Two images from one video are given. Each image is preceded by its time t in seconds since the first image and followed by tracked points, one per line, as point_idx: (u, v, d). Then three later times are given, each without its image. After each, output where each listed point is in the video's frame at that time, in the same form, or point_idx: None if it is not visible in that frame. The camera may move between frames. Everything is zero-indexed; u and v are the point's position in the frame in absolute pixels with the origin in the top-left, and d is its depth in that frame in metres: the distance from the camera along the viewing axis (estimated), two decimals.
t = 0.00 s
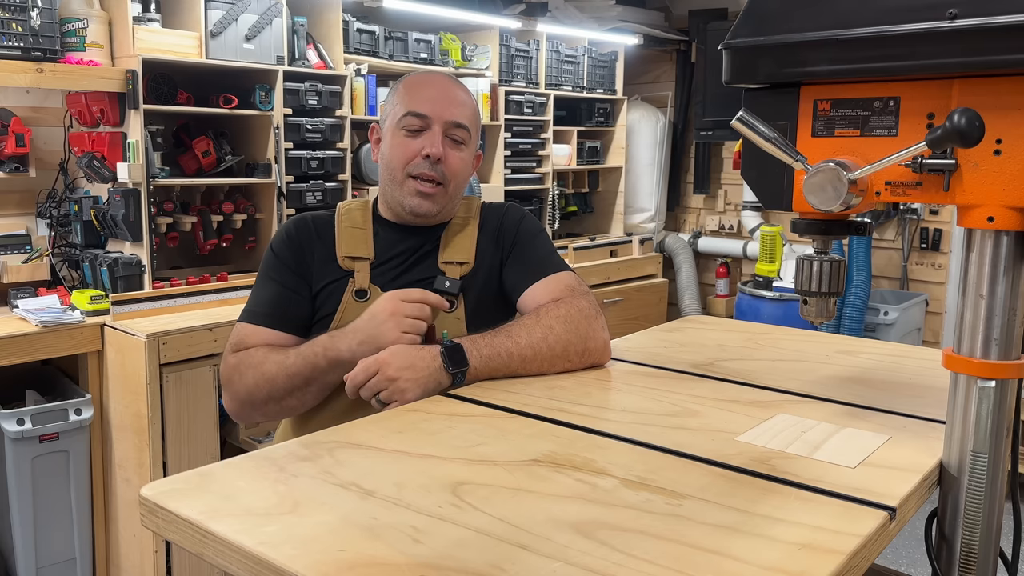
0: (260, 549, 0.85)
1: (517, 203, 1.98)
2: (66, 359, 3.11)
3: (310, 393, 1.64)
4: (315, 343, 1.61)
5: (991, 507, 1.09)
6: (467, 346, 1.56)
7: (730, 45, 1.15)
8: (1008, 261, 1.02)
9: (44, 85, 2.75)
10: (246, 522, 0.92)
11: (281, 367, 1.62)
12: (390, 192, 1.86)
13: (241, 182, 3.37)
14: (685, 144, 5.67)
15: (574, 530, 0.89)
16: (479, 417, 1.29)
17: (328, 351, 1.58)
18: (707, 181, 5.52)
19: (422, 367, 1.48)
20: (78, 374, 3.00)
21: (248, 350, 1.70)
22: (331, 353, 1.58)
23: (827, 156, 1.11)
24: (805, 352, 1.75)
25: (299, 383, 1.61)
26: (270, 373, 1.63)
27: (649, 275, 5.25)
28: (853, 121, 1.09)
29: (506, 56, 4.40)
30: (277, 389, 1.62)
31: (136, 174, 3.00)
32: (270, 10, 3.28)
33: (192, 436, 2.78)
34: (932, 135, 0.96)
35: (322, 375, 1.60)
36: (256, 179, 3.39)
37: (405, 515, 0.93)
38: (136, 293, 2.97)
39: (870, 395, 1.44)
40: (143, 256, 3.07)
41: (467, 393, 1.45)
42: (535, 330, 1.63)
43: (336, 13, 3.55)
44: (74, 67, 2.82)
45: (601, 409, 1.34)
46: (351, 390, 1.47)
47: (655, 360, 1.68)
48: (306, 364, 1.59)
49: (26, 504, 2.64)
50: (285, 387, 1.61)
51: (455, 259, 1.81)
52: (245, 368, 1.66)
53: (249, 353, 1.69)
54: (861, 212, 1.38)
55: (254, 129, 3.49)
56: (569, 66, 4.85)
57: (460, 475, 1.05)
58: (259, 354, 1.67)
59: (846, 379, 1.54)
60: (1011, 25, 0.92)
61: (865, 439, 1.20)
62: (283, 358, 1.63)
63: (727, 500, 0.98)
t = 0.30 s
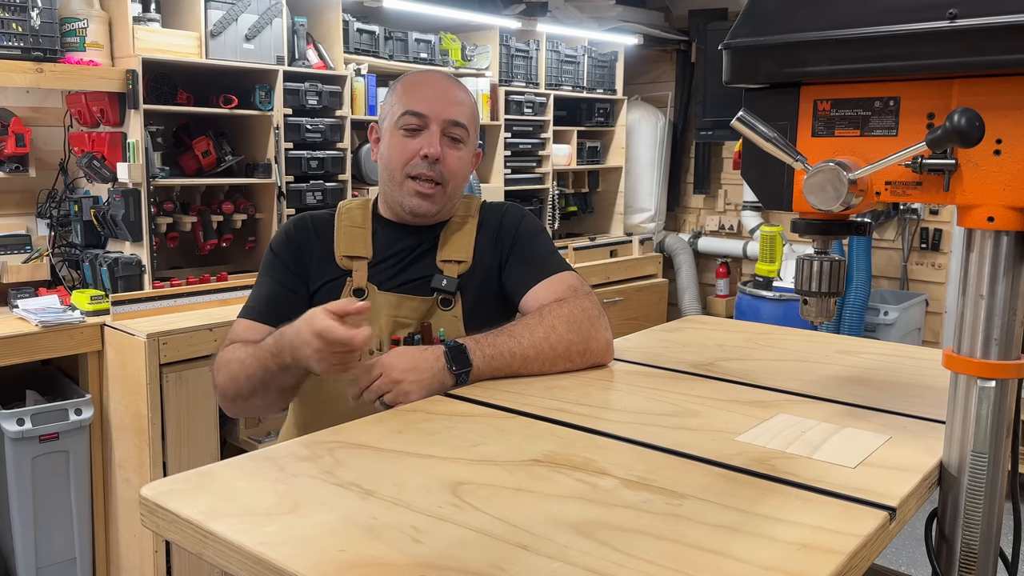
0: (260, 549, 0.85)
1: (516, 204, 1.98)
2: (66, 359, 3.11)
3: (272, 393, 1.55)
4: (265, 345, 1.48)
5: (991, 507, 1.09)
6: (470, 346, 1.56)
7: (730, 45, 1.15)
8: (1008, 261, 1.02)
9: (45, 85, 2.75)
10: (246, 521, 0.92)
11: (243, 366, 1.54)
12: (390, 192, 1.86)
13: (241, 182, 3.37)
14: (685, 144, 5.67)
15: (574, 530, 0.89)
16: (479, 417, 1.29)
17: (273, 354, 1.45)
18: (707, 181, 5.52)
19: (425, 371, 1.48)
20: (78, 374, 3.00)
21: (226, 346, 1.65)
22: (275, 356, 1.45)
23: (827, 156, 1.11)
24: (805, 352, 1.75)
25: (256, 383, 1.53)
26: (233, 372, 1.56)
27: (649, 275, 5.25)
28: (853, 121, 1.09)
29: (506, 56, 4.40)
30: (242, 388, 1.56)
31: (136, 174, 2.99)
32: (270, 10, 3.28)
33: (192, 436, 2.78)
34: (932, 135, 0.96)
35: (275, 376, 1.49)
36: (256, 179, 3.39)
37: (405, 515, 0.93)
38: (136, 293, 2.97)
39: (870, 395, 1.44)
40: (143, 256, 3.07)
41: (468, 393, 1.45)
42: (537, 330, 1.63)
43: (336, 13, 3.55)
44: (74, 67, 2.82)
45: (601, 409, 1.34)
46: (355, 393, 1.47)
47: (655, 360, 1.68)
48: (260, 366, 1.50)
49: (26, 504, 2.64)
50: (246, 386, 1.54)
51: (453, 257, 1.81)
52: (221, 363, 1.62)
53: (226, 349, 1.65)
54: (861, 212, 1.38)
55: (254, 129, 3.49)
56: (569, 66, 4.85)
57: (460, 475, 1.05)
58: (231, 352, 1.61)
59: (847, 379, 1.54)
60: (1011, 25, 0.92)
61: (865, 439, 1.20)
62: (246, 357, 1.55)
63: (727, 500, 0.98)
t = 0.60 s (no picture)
0: (260, 549, 0.85)
1: (519, 205, 1.98)
2: (66, 359, 3.11)
3: (280, 362, 1.58)
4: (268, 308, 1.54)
5: (991, 507, 1.09)
6: (473, 346, 1.56)
7: (730, 45, 1.15)
8: (1008, 261, 1.02)
9: (44, 85, 2.75)
10: (246, 521, 0.92)
11: (247, 342, 1.58)
12: (396, 202, 1.83)
13: (241, 182, 3.37)
14: (685, 144, 5.67)
15: (573, 530, 0.89)
16: (479, 417, 1.29)
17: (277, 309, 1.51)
18: (707, 181, 5.52)
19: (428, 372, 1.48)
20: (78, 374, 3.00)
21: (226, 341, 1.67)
22: (279, 311, 1.50)
23: (827, 156, 1.11)
24: (805, 352, 1.75)
25: (264, 352, 1.56)
26: (239, 351, 1.59)
27: (649, 275, 5.24)
28: (853, 121, 1.09)
29: (506, 56, 4.40)
30: (250, 366, 1.58)
31: (136, 174, 2.99)
32: (270, 10, 3.28)
33: (192, 436, 2.78)
34: (932, 135, 0.96)
35: (281, 337, 1.53)
36: (256, 179, 3.38)
37: (405, 516, 0.93)
38: (136, 293, 2.97)
39: (870, 395, 1.44)
40: (143, 256, 3.07)
41: (468, 393, 1.45)
42: (538, 330, 1.63)
43: (336, 13, 3.55)
44: (74, 67, 2.82)
45: (601, 409, 1.34)
46: (357, 395, 1.47)
47: (655, 360, 1.68)
48: (265, 331, 1.54)
49: (26, 504, 2.64)
50: (254, 358, 1.56)
51: (462, 260, 1.82)
52: (224, 356, 1.64)
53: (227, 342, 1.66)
54: (861, 212, 1.38)
55: (254, 129, 3.49)
56: (569, 66, 4.85)
57: (460, 475, 1.05)
58: (234, 338, 1.65)
59: (846, 379, 1.54)
60: (1011, 25, 0.92)
61: (865, 439, 1.20)
62: (249, 333, 1.59)
63: (727, 500, 0.98)
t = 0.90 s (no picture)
0: (260, 549, 0.85)
1: (519, 205, 1.98)
2: (66, 359, 3.10)
3: (295, 392, 1.59)
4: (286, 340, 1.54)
5: (991, 507, 1.09)
6: (468, 349, 1.55)
7: (730, 45, 1.15)
8: (1008, 261, 1.02)
9: (44, 85, 2.76)
10: (245, 522, 0.92)
11: (262, 370, 1.58)
12: (398, 207, 1.83)
13: (241, 182, 3.37)
14: (685, 144, 5.67)
15: (573, 530, 0.89)
16: (479, 417, 1.29)
17: (295, 343, 1.51)
18: (707, 181, 5.52)
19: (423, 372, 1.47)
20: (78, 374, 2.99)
21: (235, 360, 1.68)
22: (297, 346, 1.51)
23: (827, 156, 1.11)
24: (805, 352, 1.75)
25: (279, 382, 1.56)
26: (252, 377, 1.59)
27: (649, 275, 5.24)
28: (853, 121, 1.09)
29: (506, 56, 4.40)
30: (264, 393, 1.59)
31: (136, 174, 2.99)
32: (270, 10, 3.28)
33: (192, 436, 2.78)
34: (932, 135, 0.96)
35: (297, 371, 1.54)
36: (256, 179, 3.38)
37: (405, 516, 0.93)
38: (136, 293, 2.97)
39: (870, 395, 1.44)
40: (143, 256, 3.07)
41: (468, 394, 1.45)
42: (536, 331, 1.63)
43: (336, 12, 3.55)
44: (74, 67, 2.82)
45: (600, 409, 1.34)
46: (352, 396, 1.47)
47: (655, 360, 1.68)
48: (282, 363, 1.54)
49: (26, 504, 2.64)
50: (269, 388, 1.57)
51: (465, 263, 1.82)
52: (234, 377, 1.64)
53: (238, 363, 1.67)
54: (861, 213, 1.38)
55: (255, 129, 3.49)
56: (569, 66, 4.85)
57: (460, 475, 1.05)
58: (245, 360, 1.65)
59: (846, 379, 1.54)
60: (1012, 25, 0.92)
61: (864, 439, 1.20)
62: (263, 360, 1.60)
63: (727, 500, 0.98)
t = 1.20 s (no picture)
0: (260, 549, 0.85)
1: (518, 204, 1.98)
2: (66, 359, 3.10)
3: (289, 409, 1.59)
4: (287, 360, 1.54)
5: (991, 507, 1.09)
6: (470, 342, 1.56)
7: (730, 45, 1.15)
8: (1008, 261, 1.02)
9: (45, 85, 2.76)
10: (245, 521, 0.92)
11: (262, 384, 1.58)
12: (394, 207, 1.83)
13: (241, 182, 3.37)
14: (685, 144, 5.67)
15: (573, 530, 0.89)
16: (479, 417, 1.29)
17: (293, 367, 1.50)
18: (707, 181, 5.52)
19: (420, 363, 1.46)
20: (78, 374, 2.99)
21: (236, 367, 1.68)
22: (293, 370, 1.50)
23: (827, 156, 1.11)
24: (805, 352, 1.75)
25: (276, 399, 1.57)
26: (251, 391, 1.60)
27: (649, 275, 5.24)
28: (853, 121, 1.09)
29: (506, 56, 4.40)
30: (261, 405, 1.59)
31: (136, 174, 2.99)
32: (270, 10, 3.28)
33: (192, 436, 2.78)
34: (932, 135, 0.96)
35: (293, 393, 1.54)
36: (256, 179, 3.38)
37: (405, 515, 0.93)
38: (136, 293, 2.97)
39: (869, 395, 1.44)
40: (143, 256, 3.07)
41: (468, 393, 1.45)
42: (537, 329, 1.63)
43: (336, 12, 3.55)
44: (74, 66, 2.83)
45: (600, 409, 1.34)
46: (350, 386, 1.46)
47: (655, 360, 1.68)
48: (280, 383, 1.54)
49: (26, 504, 2.65)
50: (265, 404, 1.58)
51: (462, 262, 1.82)
52: (233, 382, 1.65)
53: (236, 368, 1.67)
54: (862, 212, 1.38)
55: (255, 129, 3.48)
56: (569, 66, 4.85)
57: (460, 475, 1.05)
58: (247, 370, 1.65)
59: (846, 379, 1.54)
60: (1011, 25, 0.92)
61: (864, 439, 1.20)
62: (263, 374, 1.60)
63: (727, 500, 0.98)
